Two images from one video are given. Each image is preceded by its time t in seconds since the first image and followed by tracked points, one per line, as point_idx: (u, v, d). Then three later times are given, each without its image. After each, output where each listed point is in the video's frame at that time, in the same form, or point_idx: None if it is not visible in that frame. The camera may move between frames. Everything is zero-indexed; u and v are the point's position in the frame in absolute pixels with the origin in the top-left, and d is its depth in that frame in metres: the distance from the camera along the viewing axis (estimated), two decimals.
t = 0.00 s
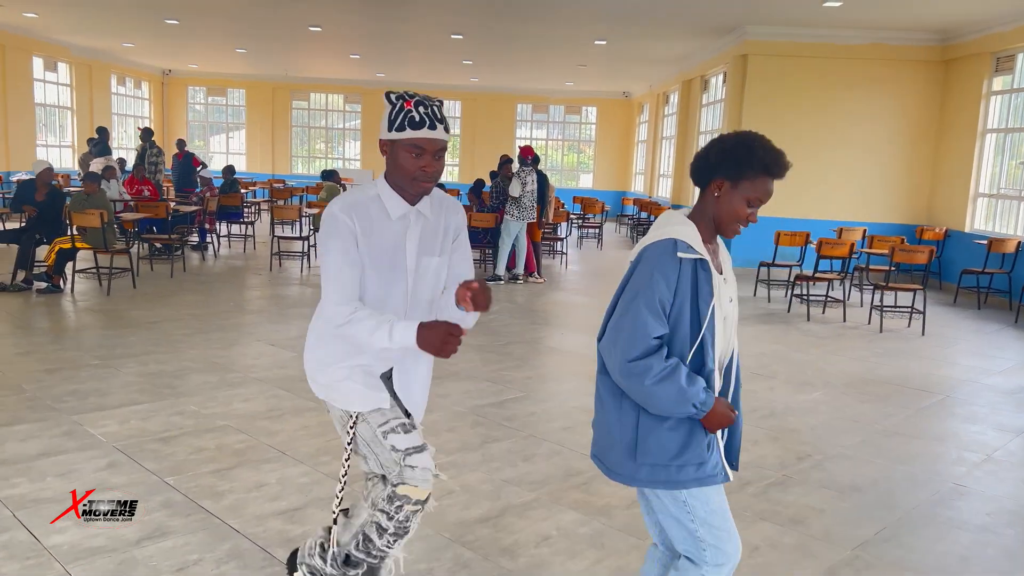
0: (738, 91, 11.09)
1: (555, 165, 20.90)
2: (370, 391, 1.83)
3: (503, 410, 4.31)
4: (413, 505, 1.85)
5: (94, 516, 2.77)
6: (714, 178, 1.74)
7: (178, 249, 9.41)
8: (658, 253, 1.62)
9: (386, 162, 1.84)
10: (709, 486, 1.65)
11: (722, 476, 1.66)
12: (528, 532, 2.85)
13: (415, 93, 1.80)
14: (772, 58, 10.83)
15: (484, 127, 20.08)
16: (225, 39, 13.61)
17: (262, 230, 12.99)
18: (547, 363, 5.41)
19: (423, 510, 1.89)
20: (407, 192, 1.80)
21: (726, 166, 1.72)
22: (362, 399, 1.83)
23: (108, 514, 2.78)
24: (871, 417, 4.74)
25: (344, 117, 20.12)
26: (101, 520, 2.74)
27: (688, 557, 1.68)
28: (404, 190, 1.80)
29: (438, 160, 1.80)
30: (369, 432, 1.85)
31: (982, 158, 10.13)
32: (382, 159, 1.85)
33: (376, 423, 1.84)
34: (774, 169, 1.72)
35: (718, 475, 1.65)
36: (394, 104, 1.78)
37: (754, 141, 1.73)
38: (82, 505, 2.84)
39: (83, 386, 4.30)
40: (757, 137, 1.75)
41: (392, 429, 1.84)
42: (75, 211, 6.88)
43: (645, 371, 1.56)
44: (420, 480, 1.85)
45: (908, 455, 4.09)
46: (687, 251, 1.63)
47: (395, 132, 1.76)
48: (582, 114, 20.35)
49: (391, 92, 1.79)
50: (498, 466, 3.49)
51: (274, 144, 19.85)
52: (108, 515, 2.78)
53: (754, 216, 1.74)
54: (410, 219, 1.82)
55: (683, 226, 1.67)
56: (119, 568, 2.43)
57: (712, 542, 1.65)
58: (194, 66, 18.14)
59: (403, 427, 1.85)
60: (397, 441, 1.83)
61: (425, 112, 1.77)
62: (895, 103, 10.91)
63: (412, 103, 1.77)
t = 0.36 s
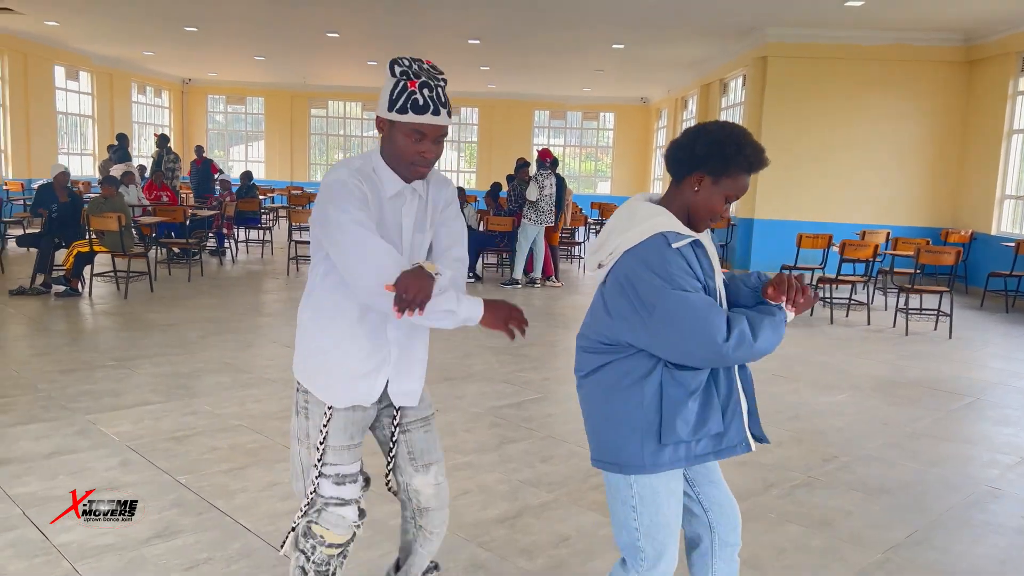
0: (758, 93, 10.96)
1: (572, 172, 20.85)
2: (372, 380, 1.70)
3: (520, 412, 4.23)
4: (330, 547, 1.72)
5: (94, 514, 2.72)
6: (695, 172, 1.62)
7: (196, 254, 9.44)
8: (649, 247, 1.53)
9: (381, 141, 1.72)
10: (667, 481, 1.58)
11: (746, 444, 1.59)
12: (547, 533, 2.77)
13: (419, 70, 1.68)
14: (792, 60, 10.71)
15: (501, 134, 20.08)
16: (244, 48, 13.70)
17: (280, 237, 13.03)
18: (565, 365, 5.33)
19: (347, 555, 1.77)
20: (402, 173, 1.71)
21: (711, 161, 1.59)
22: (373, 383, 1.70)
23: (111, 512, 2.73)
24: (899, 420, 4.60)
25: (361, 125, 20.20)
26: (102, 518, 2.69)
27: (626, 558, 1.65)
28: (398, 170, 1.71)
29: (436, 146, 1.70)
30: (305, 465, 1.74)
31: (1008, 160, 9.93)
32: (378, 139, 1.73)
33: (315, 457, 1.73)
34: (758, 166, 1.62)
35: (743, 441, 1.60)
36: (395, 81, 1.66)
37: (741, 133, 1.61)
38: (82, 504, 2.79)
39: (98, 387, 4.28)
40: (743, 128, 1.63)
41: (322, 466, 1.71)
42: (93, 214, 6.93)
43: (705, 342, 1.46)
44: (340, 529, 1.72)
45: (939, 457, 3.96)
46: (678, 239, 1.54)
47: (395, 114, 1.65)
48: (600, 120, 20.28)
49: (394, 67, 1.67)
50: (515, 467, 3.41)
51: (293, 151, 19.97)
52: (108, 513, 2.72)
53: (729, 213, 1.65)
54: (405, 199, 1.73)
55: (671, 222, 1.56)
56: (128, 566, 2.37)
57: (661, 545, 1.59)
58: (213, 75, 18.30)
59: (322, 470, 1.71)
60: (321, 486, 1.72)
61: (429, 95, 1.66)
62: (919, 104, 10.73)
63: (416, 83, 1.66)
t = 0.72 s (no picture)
0: (771, 96, 10.90)
1: (584, 178, 20.85)
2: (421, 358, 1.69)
3: (534, 413, 4.20)
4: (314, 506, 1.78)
5: (94, 515, 2.71)
6: (788, 167, 1.65)
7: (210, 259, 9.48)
8: (719, 212, 1.56)
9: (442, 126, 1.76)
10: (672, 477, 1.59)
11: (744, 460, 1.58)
12: (561, 534, 2.73)
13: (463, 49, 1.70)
14: (805, 61, 10.64)
15: (513, 139, 20.09)
16: (256, 55, 13.77)
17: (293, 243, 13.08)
18: (580, 367, 5.29)
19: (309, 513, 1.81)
20: (464, 157, 1.70)
21: (805, 158, 1.62)
22: (404, 368, 1.69)
23: (109, 513, 2.71)
24: (919, 421, 4.53)
25: (374, 131, 20.29)
26: (102, 520, 2.67)
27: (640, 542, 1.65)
28: (462, 152, 1.70)
29: (486, 124, 1.71)
30: (312, 433, 1.74)
31: None
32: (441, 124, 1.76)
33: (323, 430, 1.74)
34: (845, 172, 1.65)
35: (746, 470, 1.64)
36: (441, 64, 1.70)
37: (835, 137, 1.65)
38: (82, 504, 2.78)
39: (111, 389, 4.28)
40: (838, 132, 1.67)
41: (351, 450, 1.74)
42: (107, 219, 6.96)
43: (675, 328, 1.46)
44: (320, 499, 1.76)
45: (960, 458, 3.89)
46: (753, 221, 1.55)
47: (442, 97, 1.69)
48: (612, 125, 20.26)
49: (442, 48, 1.71)
50: (529, 468, 3.37)
51: (305, 157, 20.08)
52: (108, 513, 2.71)
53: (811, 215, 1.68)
54: (477, 182, 1.72)
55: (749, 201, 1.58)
56: (140, 567, 2.35)
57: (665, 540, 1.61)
58: (226, 82, 18.44)
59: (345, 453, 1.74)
60: (321, 461, 1.73)
61: (469, 72, 1.67)
62: (935, 105, 10.63)
63: (457, 63, 1.68)
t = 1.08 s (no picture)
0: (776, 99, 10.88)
1: (589, 183, 20.86)
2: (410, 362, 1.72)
3: (539, 417, 4.19)
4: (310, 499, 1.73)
5: (93, 514, 2.75)
6: (753, 151, 1.62)
7: (216, 265, 9.52)
8: (682, 206, 1.55)
9: (428, 128, 1.71)
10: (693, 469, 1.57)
11: (775, 443, 1.60)
12: (565, 538, 2.72)
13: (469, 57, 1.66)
14: (810, 65, 10.63)
15: (518, 144, 20.09)
16: (261, 61, 13.82)
17: (299, 248, 13.12)
18: (584, 371, 5.28)
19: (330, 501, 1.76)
20: (445, 162, 1.70)
21: (769, 143, 1.59)
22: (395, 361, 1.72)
23: (109, 513, 2.75)
24: (926, 424, 4.51)
25: (379, 137, 20.34)
26: (101, 519, 2.71)
27: (669, 544, 1.62)
28: (447, 158, 1.69)
29: (487, 133, 1.69)
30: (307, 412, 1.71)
31: None
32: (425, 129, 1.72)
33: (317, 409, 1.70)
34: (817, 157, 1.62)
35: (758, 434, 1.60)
36: (444, 68, 1.65)
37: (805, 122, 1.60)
38: (81, 504, 2.82)
39: (116, 395, 4.29)
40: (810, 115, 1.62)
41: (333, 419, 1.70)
42: (113, 225, 7.00)
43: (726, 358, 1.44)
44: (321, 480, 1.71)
45: (966, 461, 3.87)
46: (713, 207, 1.56)
47: (447, 103, 1.64)
48: (616, 129, 20.27)
49: (441, 56, 1.66)
50: (533, 472, 3.36)
51: (311, 163, 20.13)
52: (107, 513, 2.75)
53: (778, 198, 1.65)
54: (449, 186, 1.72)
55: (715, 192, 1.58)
56: (144, 571, 2.35)
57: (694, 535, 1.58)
58: (232, 89, 18.51)
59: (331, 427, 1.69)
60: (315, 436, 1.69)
61: (480, 82, 1.65)
62: (940, 108, 10.61)
63: (465, 70, 1.64)
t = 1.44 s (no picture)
0: (772, 107, 10.96)
1: (587, 189, 20.91)
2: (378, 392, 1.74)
3: (536, 424, 4.23)
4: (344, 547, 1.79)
5: (95, 516, 2.81)
6: (707, 185, 1.63)
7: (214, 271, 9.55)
8: (660, 247, 1.54)
9: (404, 163, 1.77)
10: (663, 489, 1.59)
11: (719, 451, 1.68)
12: (562, 544, 2.76)
13: (440, 96, 1.72)
14: (805, 74, 10.71)
15: (516, 151, 20.18)
16: (260, 68, 13.86)
17: (297, 254, 13.15)
18: (581, 378, 5.32)
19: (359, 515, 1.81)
20: (423, 195, 1.75)
21: (721, 176, 1.61)
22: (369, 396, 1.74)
23: (109, 513, 2.83)
24: (920, 430, 4.56)
25: (377, 143, 20.40)
26: (101, 519, 2.78)
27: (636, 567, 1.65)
28: (420, 193, 1.75)
29: (457, 168, 1.75)
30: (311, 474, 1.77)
31: None
32: (403, 162, 1.77)
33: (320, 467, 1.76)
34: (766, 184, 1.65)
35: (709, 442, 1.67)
36: (416, 107, 1.71)
37: (753, 151, 1.64)
38: (82, 505, 2.89)
39: (116, 401, 4.32)
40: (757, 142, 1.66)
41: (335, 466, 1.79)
42: (113, 232, 7.03)
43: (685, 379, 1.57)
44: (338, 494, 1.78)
45: (959, 468, 3.91)
46: (684, 250, 1.55)
47: (417, 138, 1.70)
48: (614, 136, 20.35)
49: (416, 94, 1.71)
50: (531, 478, 3.40)
51: (309, 168, 20.18)
52: (109, 515, 2.81)
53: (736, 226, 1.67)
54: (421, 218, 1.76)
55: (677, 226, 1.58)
56: None
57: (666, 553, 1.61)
58: (230, 96, 18.56)
59: (335, 478, 1.75)
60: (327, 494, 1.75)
61: (450, 120, 1.70)
62: (934, 116, 10.68)
63: (436, 108, 1.70)
